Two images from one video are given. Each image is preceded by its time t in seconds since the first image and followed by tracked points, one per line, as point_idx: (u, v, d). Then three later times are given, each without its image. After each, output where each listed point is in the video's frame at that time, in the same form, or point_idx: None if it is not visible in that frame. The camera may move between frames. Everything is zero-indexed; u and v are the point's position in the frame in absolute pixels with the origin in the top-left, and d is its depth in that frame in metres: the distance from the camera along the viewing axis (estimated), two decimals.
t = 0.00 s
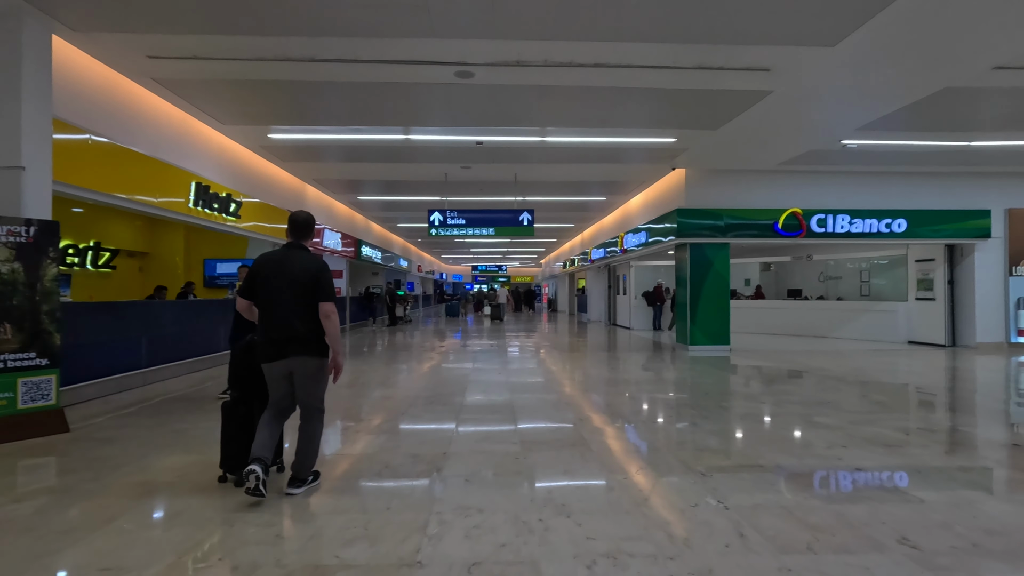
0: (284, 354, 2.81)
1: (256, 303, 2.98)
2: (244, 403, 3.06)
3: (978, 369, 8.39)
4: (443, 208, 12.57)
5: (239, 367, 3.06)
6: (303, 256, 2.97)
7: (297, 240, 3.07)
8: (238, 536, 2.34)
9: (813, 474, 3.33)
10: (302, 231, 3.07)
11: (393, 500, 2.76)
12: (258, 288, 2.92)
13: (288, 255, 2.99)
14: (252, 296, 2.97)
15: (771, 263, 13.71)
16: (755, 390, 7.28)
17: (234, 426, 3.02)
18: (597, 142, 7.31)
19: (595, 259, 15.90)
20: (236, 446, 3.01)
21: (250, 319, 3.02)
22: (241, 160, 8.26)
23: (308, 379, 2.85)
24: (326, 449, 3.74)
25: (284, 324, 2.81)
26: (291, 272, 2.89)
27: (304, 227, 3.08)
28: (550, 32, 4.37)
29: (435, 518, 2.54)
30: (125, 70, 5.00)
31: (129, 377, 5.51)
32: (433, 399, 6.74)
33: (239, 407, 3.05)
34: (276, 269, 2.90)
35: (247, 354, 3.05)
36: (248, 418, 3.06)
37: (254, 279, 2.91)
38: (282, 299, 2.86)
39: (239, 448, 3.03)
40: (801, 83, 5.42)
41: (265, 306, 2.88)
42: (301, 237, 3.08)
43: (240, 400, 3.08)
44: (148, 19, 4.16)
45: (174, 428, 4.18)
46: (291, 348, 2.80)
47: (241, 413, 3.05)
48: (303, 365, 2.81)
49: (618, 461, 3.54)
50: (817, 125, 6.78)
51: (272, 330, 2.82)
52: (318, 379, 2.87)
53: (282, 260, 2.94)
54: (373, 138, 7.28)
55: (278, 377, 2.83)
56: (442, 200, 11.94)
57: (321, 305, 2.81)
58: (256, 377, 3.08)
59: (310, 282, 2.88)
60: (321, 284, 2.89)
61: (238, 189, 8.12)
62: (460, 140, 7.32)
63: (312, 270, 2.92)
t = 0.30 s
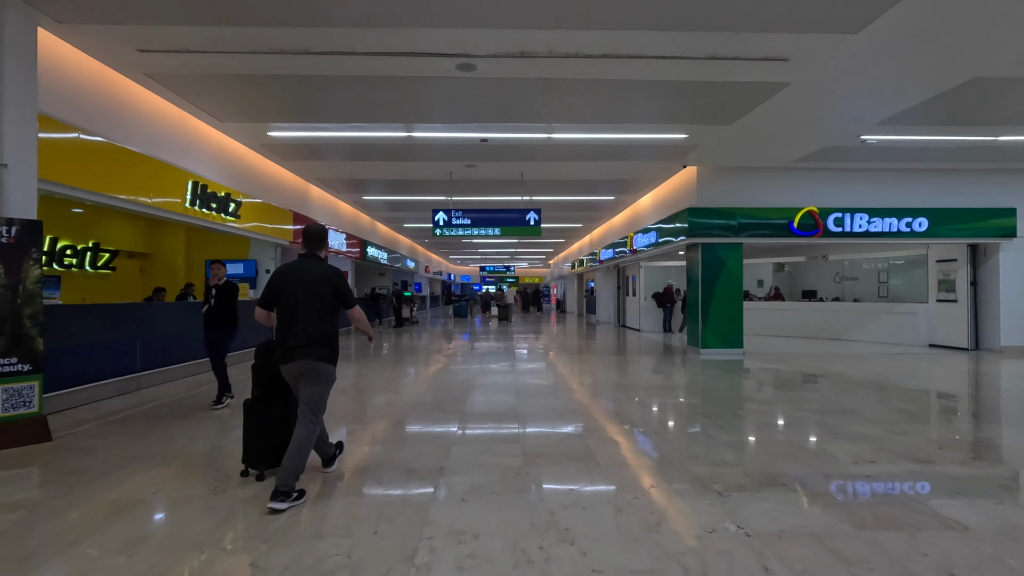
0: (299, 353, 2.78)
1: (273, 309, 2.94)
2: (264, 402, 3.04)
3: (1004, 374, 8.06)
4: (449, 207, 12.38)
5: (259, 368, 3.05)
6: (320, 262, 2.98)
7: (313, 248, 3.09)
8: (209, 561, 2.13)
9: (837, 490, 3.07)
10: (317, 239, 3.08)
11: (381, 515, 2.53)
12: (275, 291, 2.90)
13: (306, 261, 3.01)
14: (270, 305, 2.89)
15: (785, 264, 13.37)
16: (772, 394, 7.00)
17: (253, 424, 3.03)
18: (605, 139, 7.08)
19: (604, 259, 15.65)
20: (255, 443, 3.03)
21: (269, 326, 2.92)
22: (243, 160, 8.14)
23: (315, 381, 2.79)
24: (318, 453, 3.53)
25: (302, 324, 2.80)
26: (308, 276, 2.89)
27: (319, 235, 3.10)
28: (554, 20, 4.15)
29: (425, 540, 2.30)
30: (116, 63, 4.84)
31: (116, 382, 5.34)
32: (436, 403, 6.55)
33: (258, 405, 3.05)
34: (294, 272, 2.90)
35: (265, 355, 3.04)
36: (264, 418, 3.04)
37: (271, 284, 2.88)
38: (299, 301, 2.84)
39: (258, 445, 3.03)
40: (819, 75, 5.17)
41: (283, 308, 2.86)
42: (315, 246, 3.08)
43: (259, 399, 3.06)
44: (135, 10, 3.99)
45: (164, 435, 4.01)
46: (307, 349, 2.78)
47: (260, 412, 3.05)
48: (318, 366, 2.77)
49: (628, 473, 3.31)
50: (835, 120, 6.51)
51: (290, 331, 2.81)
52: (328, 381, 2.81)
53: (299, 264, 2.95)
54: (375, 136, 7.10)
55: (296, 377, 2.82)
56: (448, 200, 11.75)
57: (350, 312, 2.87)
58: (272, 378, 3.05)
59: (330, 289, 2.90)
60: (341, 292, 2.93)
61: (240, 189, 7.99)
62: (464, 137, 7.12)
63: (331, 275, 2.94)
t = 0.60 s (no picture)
0: (314, 344, 3.10)
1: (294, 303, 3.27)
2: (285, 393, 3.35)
3: None
4: (456, 207, 12.19)
5: (280, 361, 3.37)
6: (330, 259, 3.26)
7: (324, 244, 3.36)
8: None
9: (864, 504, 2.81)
10: (326, 235, 3.34)
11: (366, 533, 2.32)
12: (293, 288, 3.24)
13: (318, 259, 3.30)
14: (291, 297, 3.23)
15: (800, 264, 13.03)
16: (789, 398, 6.72)
17: (275, 415, 3.31)
18: (614, 133, 6.84)
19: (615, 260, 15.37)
20: (279, 432, 3.32)
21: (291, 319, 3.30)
22: (247, 159, 8.08)
23: (332, 368, 3.10)
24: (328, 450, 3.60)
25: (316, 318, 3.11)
26: (320, 273, 3.19)
27: (329, 231, 3.36)
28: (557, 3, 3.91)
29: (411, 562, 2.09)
30: (108, 57, 4.71)
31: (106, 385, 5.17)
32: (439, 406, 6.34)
33: (280, 397, 3.36)
34: (308, 271, 3.21)
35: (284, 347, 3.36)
36: (288, 408, 3.33)
37: (289, 280, 3.21)
38: (314, 297, 3.17)
39: (281, 434, 3.32)
40: (839, 63, 4.91)
41: (299, 303, 3.19)
42: (326, 241, 3.35)
43: (282, 391, 3.39)
44: None
45: (151, 439, 3.85)
46: (321, 340, 3.09)
47: (282, 404, 3.34)
48: (332, 355, 3.09)
49: (636, 484, 3.09)
50: (855, 112, 6.23)
51: (306, 324, 3.13)
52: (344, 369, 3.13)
53: (312, 262, 3.26)
54: (378, 133, 6.93)
55: (310, 365, 3.13)
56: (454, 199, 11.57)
57: (353, 302, 3.12)
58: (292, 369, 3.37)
59: (338, 282, 3.18)
60: (348, 284, 3.19)
61: (243, 188, 7.94)
62: (469, 133, 6.90)
63: (339, 270, 3.21)
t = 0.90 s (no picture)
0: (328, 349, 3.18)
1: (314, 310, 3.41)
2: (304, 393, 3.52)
3: None
4: (462, 207, 12.00)
5: (302, 363, 3.59)
6: (347, 266, 3.40)
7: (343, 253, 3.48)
8: None
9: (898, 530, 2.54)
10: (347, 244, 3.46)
11: (347, 560, 2.11)
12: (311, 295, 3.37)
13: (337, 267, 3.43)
14: (311, 304, 3.39)
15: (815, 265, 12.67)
16: (807, 404, 6.43)
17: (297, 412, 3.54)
18: (623, 130, 6.61)
19: (625, 261, 15.10)
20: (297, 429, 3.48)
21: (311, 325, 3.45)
22: (250, 161, 7.98)
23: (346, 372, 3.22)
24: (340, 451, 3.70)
25: (329, 323, 3.20)
26: (336, 281, 3.32)
27: (347, 241, 3.48)
28: None
29: None
30: (99, 52, 4.57)
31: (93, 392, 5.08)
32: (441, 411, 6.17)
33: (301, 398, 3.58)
34: (323, 278, 3.34)
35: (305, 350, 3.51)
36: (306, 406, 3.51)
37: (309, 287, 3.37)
38: (329, 303, 3.27)
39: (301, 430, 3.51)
40: (860, 53, 4.65)
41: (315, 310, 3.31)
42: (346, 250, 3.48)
43: (301, 390, 3.60)
44: None
45: (137, 447, 3.69)
46: (334, 345, 3.18)
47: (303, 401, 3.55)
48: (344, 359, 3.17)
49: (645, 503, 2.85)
50: (876, 106, 5.95)
51: (320, 330, 3.23)
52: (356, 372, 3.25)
53: (330, 270, 3.40)
54: (380, 131, 6.74)
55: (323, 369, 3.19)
56: (461, 200, 11.39)
57: (360, 306, 3.18)
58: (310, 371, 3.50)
59: (351, 288, 3.29)
60: (361, 290, 3.28)
61: (245, 190, 7.83)
62: (473, 131, 6.69)
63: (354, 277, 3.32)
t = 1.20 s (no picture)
0: (360, 349, 3.33)
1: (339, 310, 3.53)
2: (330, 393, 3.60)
3: None
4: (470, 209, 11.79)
5: (326, 363, 3.63)
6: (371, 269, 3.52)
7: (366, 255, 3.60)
8: None
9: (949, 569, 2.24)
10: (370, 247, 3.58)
11: None
12: (337, 298, 3.47)
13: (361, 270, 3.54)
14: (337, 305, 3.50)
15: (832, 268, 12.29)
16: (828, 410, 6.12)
17: (322, 412, 3.58)
18: (635, 127, 6.35)
19: (636, 264, 14.80)
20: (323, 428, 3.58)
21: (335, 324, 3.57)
22: (251, 161, 7.83)
23: (375, 372, 3.31)
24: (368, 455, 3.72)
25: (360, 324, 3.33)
26: (362, 283, 3.44)
27: (370, 244, 3.60)
28: None
29: None
30: (90, 46, 4.41)
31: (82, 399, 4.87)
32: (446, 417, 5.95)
33: (325, 396, 3.63)
34: (349, 282, 3.44)
35: (331, 351, 3.62)
36: (331, 406, 3.60)
37: (336, 289, 3.47)
38: (358, 306, 3.39)
39: (326, 432, 3.58)
40: (889, 41, 4.36)
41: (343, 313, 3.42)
42: (369, 252, 3.58)
43: (326, 390, 3.64)
44: None
45: (121, 457, 3.48)
46: (367, 345, 3.32)
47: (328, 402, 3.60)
48: (378, 360, 3.30)
49: (663, 529, 2.57)
50: (902, 100, 5.65)
51: (350, 331, 3.35)
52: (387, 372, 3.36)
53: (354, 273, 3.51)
54: (384, 129, 6.54)
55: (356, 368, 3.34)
56: (468, 201, 11.17)
57: (395, 311, 3.35)
58: (337, 370, 3.61)
59: (379, 291, 3.42)
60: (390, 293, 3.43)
61: (247, 191, 7.67)
62: (480, 129, 6.46)
63: (380, 280, 3.45)
